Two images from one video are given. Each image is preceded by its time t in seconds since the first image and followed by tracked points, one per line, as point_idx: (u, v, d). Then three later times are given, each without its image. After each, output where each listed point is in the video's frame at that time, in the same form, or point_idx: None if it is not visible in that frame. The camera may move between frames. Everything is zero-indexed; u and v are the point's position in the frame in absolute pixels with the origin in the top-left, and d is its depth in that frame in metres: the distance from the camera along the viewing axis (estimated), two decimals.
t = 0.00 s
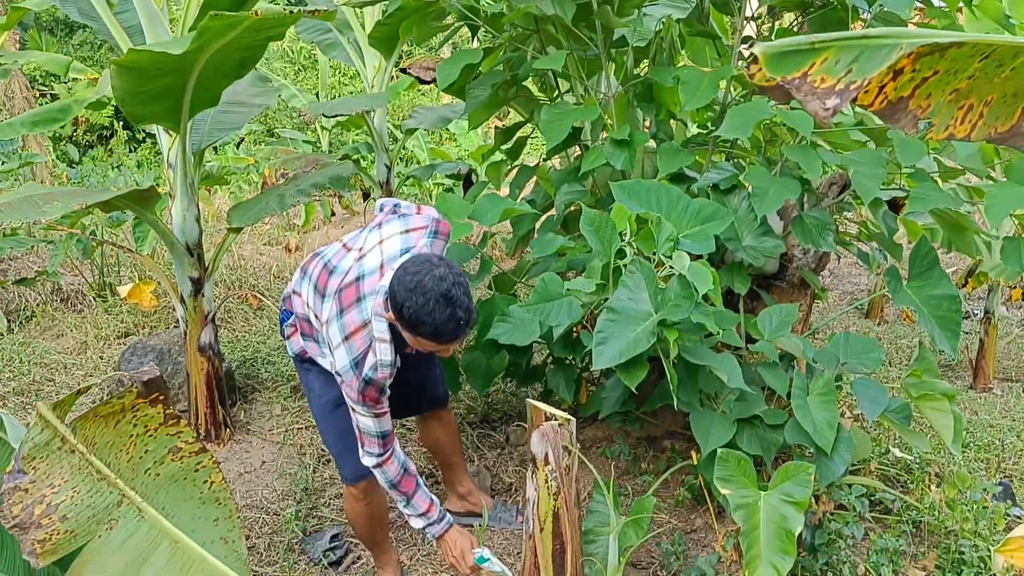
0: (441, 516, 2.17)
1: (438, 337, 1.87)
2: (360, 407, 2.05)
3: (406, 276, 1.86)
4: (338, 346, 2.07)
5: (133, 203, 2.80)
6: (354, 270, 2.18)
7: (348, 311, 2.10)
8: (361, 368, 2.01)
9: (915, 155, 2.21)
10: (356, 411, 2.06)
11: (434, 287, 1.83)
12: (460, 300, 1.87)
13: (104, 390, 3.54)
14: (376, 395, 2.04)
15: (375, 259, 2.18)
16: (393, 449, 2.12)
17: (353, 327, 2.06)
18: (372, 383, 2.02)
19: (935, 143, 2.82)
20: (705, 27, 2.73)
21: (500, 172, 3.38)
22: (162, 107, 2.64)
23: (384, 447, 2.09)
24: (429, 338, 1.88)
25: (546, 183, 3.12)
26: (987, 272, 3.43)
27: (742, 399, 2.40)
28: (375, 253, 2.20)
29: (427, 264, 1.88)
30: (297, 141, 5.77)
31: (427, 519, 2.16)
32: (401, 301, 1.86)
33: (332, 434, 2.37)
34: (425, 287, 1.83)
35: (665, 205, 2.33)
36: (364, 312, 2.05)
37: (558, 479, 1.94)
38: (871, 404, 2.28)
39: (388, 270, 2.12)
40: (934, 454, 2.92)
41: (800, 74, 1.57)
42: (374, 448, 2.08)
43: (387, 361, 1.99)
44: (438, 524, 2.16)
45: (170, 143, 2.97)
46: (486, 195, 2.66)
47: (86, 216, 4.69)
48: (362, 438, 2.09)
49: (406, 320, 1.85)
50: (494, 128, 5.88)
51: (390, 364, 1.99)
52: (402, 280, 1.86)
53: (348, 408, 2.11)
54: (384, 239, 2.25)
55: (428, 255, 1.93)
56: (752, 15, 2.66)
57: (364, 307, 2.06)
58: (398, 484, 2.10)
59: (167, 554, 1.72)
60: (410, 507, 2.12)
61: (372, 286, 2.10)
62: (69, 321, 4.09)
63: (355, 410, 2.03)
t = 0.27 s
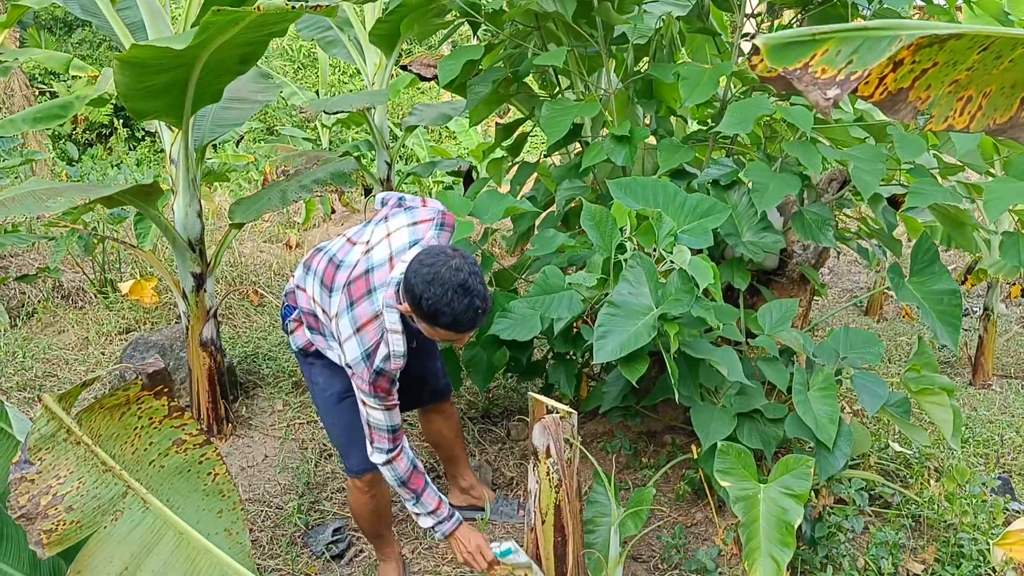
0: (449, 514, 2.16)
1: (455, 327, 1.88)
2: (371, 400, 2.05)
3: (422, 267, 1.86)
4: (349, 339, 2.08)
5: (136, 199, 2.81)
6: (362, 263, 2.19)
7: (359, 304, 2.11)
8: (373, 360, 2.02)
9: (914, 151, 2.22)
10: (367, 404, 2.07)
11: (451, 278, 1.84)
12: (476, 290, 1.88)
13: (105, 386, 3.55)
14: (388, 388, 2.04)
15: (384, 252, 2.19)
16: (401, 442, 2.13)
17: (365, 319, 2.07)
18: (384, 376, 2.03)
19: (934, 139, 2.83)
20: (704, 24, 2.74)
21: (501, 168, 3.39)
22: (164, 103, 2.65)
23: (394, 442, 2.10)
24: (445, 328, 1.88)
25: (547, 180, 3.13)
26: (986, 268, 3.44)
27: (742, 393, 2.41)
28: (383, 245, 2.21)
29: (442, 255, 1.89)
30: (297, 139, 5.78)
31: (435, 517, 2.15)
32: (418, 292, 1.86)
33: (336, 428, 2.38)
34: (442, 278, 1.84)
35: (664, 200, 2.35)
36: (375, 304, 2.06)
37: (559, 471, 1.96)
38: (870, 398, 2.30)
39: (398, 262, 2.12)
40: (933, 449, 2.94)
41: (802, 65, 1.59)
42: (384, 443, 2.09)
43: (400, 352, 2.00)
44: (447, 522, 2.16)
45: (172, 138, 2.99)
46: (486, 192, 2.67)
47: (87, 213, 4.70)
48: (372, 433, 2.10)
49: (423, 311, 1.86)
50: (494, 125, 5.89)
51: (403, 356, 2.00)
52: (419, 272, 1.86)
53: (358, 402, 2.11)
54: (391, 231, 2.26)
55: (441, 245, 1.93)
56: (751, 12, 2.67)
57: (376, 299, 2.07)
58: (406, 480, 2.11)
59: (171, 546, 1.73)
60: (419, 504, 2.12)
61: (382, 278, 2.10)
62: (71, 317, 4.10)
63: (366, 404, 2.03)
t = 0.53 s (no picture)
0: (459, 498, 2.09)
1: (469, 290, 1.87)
2: (381, 376, 2.02)
3: (435, 232, 1.86)
4: (359, 314, 2.07)
5: (139, 195, 2.82)
6: (369, 242, 2.19)
7: (367, 280, 2.10)
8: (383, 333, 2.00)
9: (916, 146, 2.23)
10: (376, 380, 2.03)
11: (465, 242, 1.83)
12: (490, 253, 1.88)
13: (108, 382, 3.55)
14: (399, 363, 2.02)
15: (390, 229, 2.20)
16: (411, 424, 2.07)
17: (375, 294, 2.06)
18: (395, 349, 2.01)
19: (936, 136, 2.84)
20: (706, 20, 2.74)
21: (502, 165, 3.40)
22: (167, 99, 2.66)
23: (403, 422, 2.06)
24: (460, 293, 1.87)
25: (548, 176, 3.14)
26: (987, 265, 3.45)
27: (742, 388, 2.42)
28: (389, 224, 2.21)
29: (453, 222, 1.89)
30: (299, 136, 5.79)
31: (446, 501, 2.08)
32: (431, 259, 1.86)
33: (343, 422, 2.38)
34: (456, 242, 1.83)
35: (667, 195, 2.36)
36: (384, 279, 2.06)
37: (562, 466, 1.97)
38: (872, 392, 2.30)
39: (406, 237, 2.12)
40: (934, 444, 2.94)
41: (804, 57, 1.61)
42: (393, 422, 2.05)
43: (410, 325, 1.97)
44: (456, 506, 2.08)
45: (175, 135, 2.99)
46: (489, 187, 2.69)
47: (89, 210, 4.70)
48: (381, 412, 2.06)
49: (437, 276, 1.85)
50: (495, 123, 5.90)
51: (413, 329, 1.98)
52: (432, 238, 1.86)
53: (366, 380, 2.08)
54: (396, 210, 2.27)
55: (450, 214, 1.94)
56: (753, 8, 2.67)
57: (385, 274, 2.06)
58: (416, 461, 2.05)
59: (175, 539, 1.72)
60: (430, 486, 2.05)
61: (390, 253, 2.10)
62: (73, 313, 4.10)
63: (376, 377, 2.01)
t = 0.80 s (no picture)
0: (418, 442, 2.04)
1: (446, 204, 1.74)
2: (356, 306, 1.90)
3: (416, 141, 1.75)
4: (342, 242, 1.94)
5: (139, 192, 2.82)
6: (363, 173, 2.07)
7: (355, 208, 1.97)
8: (360, 259, 1.87)
9: (915, 144, 2.23)
10: (353, 313, 1.90)
11: (442, 149, 1.70)
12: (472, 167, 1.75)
13: (108, 380, 3.55)
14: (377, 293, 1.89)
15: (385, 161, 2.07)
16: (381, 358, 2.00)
17: (359, 220, 1.92)
18: (374, 279, 1.87)
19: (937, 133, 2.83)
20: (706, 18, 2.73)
21: (502, 162, 3.40)
22: (166, 97, 2.66)
23: (372, 356, 1.98)
24: (436, 206, 1.74)
25: (548, 174, 3.14)
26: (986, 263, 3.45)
27: (742, 385, 2.42)
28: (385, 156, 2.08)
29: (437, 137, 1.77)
30: (299, 134, 5.78)
31: (406, 443, 2.03)
32: (410, 172, 1.74)
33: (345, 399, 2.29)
34: (435, 150, 1.71)
35: (666, 192, 2.36)
36: (371, 204, 1.91)
37: (561, 463, 1.97)
38: (870, 390, 2.30)
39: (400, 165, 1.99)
40: (933, 443, 2.95)
41: (802, 53, 1.61)
42: (362, 356, 1.96)
43: (396, 254, 1.86)
44: (413, 448, 2.04)
45: (175, 132, 2.99)
46: (490, 185, 2.69)
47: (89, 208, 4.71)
48: (352, 345, 1.95)
49: (414, 186, 1.73)
50: (495, 121, 5.90)
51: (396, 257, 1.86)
52: (412, 148, 1.75)
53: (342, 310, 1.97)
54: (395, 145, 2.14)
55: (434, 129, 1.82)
56: (752, 6, 2.67)
57: (373, 199, 1.93)
58: (380, 397, 2.00)
59: (174, 536, 1.74)
60: (390, 424, 2.01)
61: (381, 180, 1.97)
62: (73, 311, 4.11)
63: (350, 306, 1.89)
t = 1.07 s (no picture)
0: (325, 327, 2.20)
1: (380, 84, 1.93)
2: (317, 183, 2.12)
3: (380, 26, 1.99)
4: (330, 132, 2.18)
5: (139, 191, 2.82)
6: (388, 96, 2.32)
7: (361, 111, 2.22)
8: (331, 134, 2.09)
9: (912, 143, 2.23)
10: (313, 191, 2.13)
11: (387, 29, 1.93)
12: (416, 55, 1.94)
13: (107, 378, 3.56)
14: (336, 173, 2.10)
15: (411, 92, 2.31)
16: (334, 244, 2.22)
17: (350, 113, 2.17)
18: (337, 160, 2.09)
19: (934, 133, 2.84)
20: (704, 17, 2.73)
21: (501, 162, 3.40)
22: (166, 96, 2.67)
23: (320, 235, 2.18)
24: (371, 87, 1.94)
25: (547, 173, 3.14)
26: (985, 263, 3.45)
27: (739, 384, 2.43)
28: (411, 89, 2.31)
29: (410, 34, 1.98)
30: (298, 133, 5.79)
31: (317, 323, 2.20)
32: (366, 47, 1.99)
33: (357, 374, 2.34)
34: (385, 33, 1.94)
35: (664, 191, 2.36)
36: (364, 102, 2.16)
37: (559, 461, 1.97)
38: (868, 388, 2.31)
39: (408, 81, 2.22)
40: (931, 442, 2.95)
41: (797, 52, 1.61)
42: (310, 233, 2.18)
43: (362, 137, 2.08)
44: (319, 331, 2.19)
45: (174, 131, 2.99)
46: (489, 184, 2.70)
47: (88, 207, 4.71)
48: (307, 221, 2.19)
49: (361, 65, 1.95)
50: (494, 121, 5.90)
51: (362, 142, 2.07)
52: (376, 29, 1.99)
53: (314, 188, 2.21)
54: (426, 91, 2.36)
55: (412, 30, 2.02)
56: (752, 6, 2.67)
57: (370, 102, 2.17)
58: (312, 275, 2.19)
59: (173, 534, 1.74)
60: (308, 301, 2.19)
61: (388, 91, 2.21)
62: (72, 310, 4.11)
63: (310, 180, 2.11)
